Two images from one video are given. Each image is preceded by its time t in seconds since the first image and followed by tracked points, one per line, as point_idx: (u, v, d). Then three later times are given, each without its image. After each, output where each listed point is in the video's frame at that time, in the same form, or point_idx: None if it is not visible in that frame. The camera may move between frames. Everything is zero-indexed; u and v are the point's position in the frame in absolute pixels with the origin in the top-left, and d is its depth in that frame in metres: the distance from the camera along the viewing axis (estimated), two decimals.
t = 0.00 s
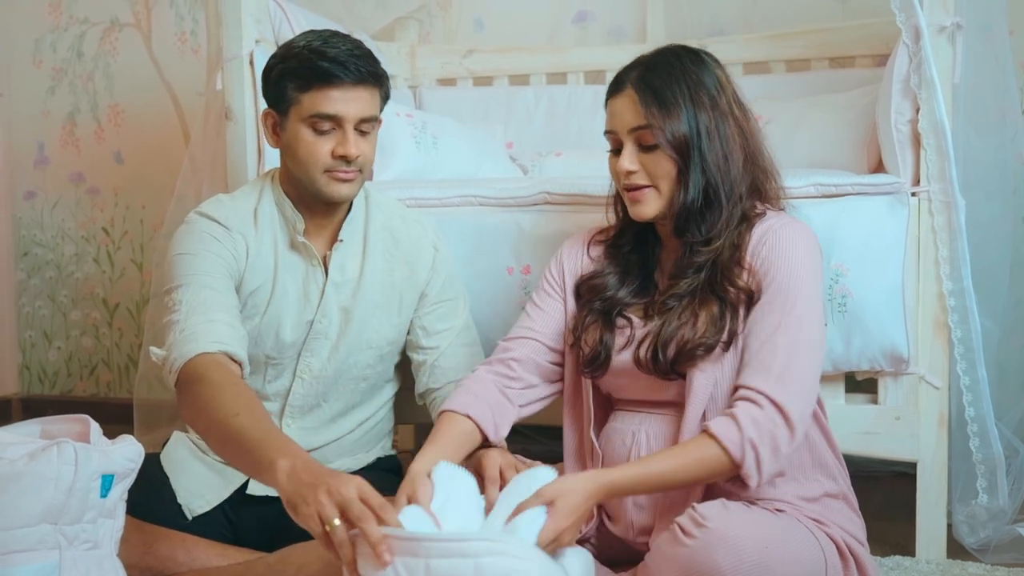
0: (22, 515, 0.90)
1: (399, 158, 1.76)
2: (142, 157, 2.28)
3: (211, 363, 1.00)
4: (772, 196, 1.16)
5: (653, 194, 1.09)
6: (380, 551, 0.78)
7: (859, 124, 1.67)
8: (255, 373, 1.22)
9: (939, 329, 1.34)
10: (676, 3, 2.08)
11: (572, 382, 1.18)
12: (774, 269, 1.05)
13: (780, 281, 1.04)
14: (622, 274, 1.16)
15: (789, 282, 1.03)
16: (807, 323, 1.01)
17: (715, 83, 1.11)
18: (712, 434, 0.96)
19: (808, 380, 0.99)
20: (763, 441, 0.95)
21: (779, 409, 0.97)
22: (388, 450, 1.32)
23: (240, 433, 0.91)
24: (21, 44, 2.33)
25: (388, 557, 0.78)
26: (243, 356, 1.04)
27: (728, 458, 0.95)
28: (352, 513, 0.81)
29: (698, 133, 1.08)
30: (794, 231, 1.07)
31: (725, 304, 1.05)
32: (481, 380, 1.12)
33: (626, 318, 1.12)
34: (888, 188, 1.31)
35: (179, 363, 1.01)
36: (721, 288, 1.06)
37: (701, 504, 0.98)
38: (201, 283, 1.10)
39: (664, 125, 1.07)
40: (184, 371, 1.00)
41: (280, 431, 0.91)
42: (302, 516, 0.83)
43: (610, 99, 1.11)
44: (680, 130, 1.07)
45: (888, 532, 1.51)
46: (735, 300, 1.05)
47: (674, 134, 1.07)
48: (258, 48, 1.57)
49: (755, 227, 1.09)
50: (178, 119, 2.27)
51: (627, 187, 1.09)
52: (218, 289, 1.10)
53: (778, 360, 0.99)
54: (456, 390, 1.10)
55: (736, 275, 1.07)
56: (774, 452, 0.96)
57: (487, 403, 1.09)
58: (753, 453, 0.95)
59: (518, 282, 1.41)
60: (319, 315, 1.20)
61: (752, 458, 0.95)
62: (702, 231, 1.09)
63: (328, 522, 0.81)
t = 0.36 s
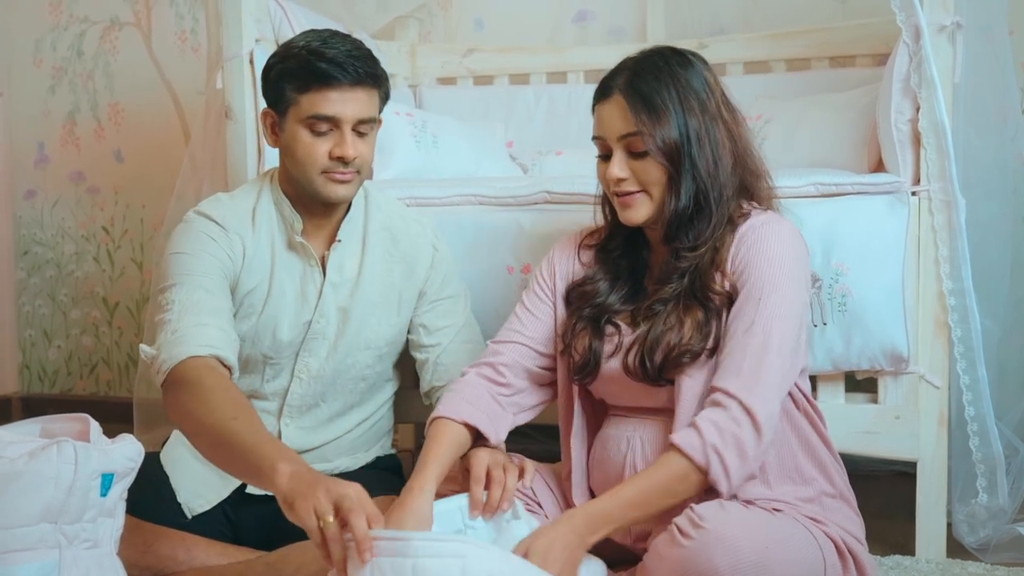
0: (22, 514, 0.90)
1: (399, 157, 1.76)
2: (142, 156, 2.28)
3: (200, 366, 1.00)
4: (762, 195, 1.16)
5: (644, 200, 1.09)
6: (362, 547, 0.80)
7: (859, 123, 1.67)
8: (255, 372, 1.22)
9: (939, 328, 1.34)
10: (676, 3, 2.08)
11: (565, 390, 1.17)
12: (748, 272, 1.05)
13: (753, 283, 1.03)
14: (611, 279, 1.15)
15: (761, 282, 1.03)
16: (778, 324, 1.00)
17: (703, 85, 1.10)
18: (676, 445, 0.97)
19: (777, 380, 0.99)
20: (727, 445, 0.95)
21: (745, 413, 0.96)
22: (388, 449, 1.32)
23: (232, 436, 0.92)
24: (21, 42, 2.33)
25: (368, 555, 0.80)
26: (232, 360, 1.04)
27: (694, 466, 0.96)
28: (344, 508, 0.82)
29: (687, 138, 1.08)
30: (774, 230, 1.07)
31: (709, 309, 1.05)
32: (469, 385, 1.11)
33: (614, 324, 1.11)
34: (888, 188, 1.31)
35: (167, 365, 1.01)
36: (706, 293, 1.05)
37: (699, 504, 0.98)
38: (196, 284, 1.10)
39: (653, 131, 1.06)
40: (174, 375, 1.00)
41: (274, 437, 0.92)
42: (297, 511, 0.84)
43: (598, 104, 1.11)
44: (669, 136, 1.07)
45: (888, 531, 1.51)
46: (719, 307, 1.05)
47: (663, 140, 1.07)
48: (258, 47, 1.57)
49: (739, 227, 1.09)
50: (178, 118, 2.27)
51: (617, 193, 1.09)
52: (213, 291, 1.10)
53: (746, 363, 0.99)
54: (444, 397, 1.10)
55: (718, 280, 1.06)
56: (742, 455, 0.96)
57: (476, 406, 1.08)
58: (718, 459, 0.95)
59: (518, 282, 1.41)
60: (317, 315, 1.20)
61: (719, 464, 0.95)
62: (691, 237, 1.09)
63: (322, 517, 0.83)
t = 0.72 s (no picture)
0: (21, 510, 0.90)
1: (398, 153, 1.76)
2: (141, 152, 2.28)
3: (208, 363, 1.00)
4: (762, 191, 1.16)
5: (646, 196, 1.09)
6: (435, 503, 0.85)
7: (859, 121, 1.67)
8: (254, 368, 1.22)
9: (938, 325, 1.34)
10: (676, 1, 2.08)
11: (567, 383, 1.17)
12: (759, 261, 1.05)
13: (766, 273, 1.04)
14: (614, 276, 1.15)
15: (775, 276, 1.03)
16: (794, 314, 1.01)
17: (704, 83, 1.10)
18: (702, 440, 0.96)
19: (793, 372, 0.99)
20: (755, 438, 0.96)
21: (767, 407, 0.97)
22: (387, 445, 1.32)
23: (253, 429, 0.93)
24: (20, 38, 2.32)
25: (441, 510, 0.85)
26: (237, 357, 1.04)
27: (724, 461, 0.96)
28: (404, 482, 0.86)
29: (689, 134, 1.08)
30: (781, 220, 1.08)
31: (714, 305, 1.05)
32: (472, 385, 1.11)
33: (618, 320, 1.11)
34: (887, 185, 1.31)
35: (170, 358, 1.01)
36: (712, 289, 1.06)
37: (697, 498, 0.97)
38: (199, 278, 1.09)
39: (656, 127, 1.06)
40: (177, 369, 1.01)
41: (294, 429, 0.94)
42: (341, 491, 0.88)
43: (599, 101, 1.11)
44: (672, 132, 1.07)
45: (887, 529, 1.51)
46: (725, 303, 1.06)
47: (666, 136, 1.06)
48: (257, 43, 1.57)
49: (742, 223, 1.09)
50: (178, 115, 2.27)
51: (618, 190, 1.09)
52: (216, 287, 1.10)
53: (763, 354, 0.99)
54: (446, 399, 1.10)
55: (722, 276, 1.07)
56: (767, 446, 0.97)
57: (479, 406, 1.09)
58: (747, 454, 0.95)
59: (517, 278, 1.41)
60: (319, 311, 1.20)
61: (750, 455, 0.95)
62: (693, 234, 1.09)
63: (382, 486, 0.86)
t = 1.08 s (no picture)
0: (20, 508, 0.89)
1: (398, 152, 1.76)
2: (140, 151, 2.28)
3: (199, 361, 1.00)
4: (761, 187, 1.16)
5: (646, 192, 1.08)
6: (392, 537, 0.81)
7: (859, 119, 1.66)
8: (254, 367, 1.22)
9: (937, 325, 1.34)
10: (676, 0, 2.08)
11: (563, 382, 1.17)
12: (758, 256, 1.05)
13: (765, 269, 1.04)
14: (611, 273, 1.15)
15: (773, 270, 1.03)
16: (792, 311, 1.01)
17: (704, 79, 1.10)
18: (704, 440, 0.97)
19: (790, 366, 0.99)
20: (755, 436, 0.96)
21: (767, 403, 0.97)
22: (386, 443, 1.32)
23: (244, 428, 0.93)
24: (18, 36, 2.32)
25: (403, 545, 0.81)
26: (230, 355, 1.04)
27: (725, 460, 0.96)
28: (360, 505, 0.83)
29: (689, 130, 1.08)
30: (781, 216, 1.07)
31: (712, 299, 1.05)
32: (463, 385, 1.11)
33: (616, 317, 1.11)
34: (887, 184, 1.31)
35: (163, 357, 1.01)
36: (710, 282, 1.05)
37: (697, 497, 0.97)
38: (197, 277, 1.09)
39: (656, 122, 1.06)
40: (170, 368, 1.01)
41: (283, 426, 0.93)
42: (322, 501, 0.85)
43: (599, 98, 1.11)
44: (672, 128, 1.07)
45: (886, 527, 1.52)
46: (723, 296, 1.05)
47: (666, 132, 1.06)
48: (256, 42, 1.57)
49: (740, 217, 1.09)
50: (177, 113, 2.27)
51: (619, 186, 1.09)
52: (213, 285, 1.10)
53: (763, 349, 0.99)
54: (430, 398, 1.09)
55: (721, 270, 1.06)
56: (766, 442, 0.97)
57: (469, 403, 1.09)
58: (748, 451, 0.95)
59: (517, 277, 1.41)
60: (319, 309, 1.20)
61: (748, 452, 0.95)
62: (692, 228, 1.09)
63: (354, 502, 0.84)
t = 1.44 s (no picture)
0: (20, 510, 0.89)
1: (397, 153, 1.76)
2: (140, 152, 2.28)
3: (203, 363, 1.00)
4: (757, 187, 1.15)
5: (642, 192, 1.08)
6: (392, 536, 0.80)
7: (859, 119, 1.66)
8: (254, 367, 1.22)
9: (937, 325, 1.34)
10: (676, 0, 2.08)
11: (558, 384, 1.17)
12: (755, 253, 1.05)
13: (761, 266, 1.04)
14: (606, 273, 1.15)
15: (771, 267, 1.03)
16: (790, 308, 1.01)
17: (700, 79, 1.10)
18: (710, 434, 0.96)
19: (791, 360, 0.99)
20: (759, 426, 0.95)
21: (773, 395, 0.97)
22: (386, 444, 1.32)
23: (239, 419, 0.94)
24: (18, 37, 2.32)
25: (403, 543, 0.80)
26: (229, 356, 1.04)
27: (734, 454, 0.96)
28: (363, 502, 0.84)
29: (686, 129, 1.08)
30: (777, 215, 1.07)
31: (709, 298, 1.05)
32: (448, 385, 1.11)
33: (611, 316, 1.11)
34: (887, 184, 1.31)
35: (163, 361, 1.01)
36: (706, 280, 1.05)
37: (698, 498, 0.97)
38: (196, 280, 1.10)
39: (652, 122, 1.06)
40: (170, 372, 1.01)
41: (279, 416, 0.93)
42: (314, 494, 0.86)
43: (596, 99, 1.11)
44: (668, 128, 1.07)
45: (886, 528, 1.52)
46: (720, 294, 1.05)
47: (663, 132, 1.06)
48: (256, 42, 1.57)
49: (735, 215, 1.09)
50: (177, 114, 2.27)
51: (615, 186, 1.09)
52: (213, 287, 1.10)
53: (762, 344, 0.99)
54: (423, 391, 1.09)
55: (718, 267, 1.06)
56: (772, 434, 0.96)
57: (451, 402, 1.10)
58: (753, 442, 0.95)
59: (516, 278, 1.41)
60: (319, 309, 1.19)
61: (753, 445, 0.95)
62: (687, 227, 1.09)
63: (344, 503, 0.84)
